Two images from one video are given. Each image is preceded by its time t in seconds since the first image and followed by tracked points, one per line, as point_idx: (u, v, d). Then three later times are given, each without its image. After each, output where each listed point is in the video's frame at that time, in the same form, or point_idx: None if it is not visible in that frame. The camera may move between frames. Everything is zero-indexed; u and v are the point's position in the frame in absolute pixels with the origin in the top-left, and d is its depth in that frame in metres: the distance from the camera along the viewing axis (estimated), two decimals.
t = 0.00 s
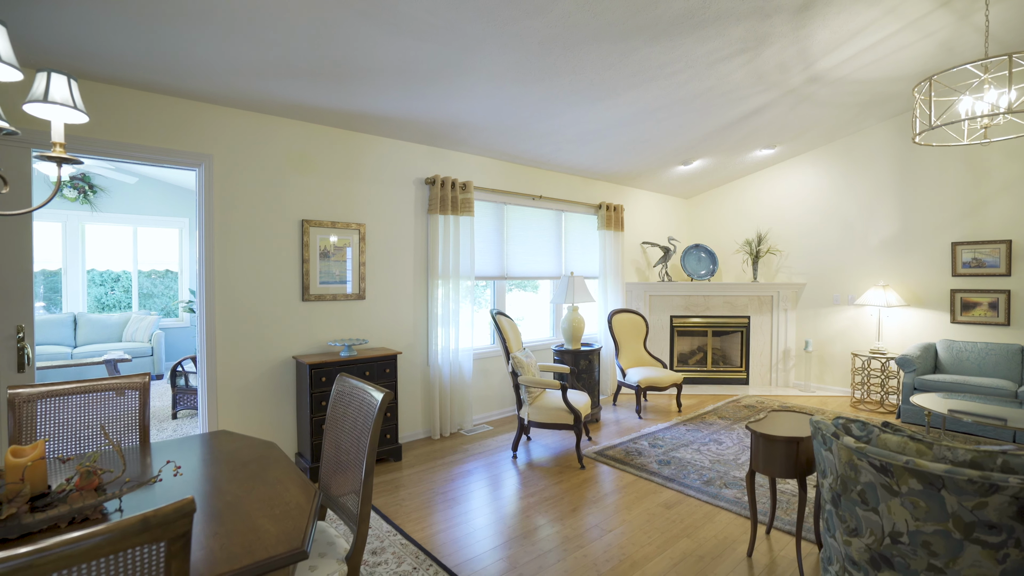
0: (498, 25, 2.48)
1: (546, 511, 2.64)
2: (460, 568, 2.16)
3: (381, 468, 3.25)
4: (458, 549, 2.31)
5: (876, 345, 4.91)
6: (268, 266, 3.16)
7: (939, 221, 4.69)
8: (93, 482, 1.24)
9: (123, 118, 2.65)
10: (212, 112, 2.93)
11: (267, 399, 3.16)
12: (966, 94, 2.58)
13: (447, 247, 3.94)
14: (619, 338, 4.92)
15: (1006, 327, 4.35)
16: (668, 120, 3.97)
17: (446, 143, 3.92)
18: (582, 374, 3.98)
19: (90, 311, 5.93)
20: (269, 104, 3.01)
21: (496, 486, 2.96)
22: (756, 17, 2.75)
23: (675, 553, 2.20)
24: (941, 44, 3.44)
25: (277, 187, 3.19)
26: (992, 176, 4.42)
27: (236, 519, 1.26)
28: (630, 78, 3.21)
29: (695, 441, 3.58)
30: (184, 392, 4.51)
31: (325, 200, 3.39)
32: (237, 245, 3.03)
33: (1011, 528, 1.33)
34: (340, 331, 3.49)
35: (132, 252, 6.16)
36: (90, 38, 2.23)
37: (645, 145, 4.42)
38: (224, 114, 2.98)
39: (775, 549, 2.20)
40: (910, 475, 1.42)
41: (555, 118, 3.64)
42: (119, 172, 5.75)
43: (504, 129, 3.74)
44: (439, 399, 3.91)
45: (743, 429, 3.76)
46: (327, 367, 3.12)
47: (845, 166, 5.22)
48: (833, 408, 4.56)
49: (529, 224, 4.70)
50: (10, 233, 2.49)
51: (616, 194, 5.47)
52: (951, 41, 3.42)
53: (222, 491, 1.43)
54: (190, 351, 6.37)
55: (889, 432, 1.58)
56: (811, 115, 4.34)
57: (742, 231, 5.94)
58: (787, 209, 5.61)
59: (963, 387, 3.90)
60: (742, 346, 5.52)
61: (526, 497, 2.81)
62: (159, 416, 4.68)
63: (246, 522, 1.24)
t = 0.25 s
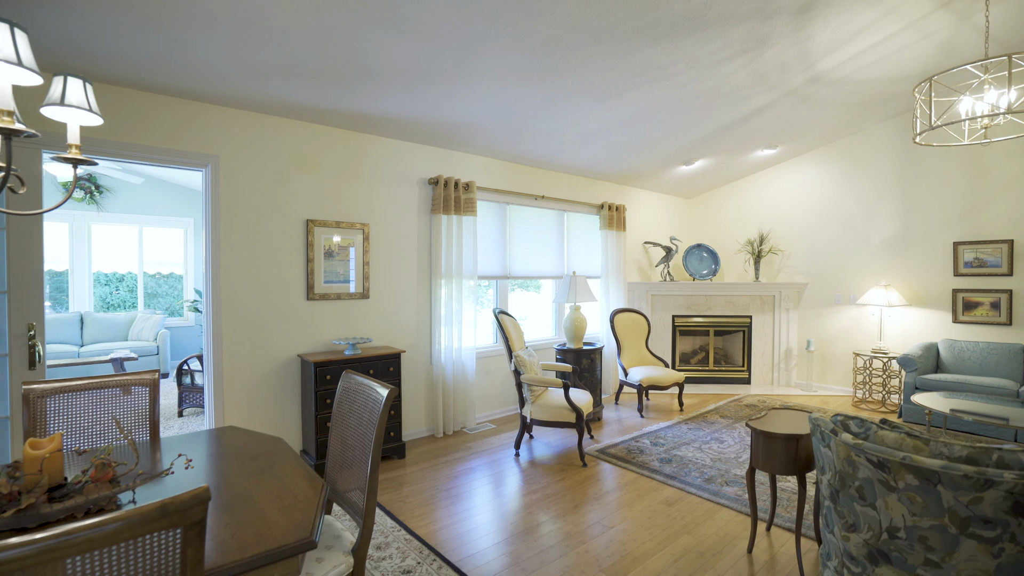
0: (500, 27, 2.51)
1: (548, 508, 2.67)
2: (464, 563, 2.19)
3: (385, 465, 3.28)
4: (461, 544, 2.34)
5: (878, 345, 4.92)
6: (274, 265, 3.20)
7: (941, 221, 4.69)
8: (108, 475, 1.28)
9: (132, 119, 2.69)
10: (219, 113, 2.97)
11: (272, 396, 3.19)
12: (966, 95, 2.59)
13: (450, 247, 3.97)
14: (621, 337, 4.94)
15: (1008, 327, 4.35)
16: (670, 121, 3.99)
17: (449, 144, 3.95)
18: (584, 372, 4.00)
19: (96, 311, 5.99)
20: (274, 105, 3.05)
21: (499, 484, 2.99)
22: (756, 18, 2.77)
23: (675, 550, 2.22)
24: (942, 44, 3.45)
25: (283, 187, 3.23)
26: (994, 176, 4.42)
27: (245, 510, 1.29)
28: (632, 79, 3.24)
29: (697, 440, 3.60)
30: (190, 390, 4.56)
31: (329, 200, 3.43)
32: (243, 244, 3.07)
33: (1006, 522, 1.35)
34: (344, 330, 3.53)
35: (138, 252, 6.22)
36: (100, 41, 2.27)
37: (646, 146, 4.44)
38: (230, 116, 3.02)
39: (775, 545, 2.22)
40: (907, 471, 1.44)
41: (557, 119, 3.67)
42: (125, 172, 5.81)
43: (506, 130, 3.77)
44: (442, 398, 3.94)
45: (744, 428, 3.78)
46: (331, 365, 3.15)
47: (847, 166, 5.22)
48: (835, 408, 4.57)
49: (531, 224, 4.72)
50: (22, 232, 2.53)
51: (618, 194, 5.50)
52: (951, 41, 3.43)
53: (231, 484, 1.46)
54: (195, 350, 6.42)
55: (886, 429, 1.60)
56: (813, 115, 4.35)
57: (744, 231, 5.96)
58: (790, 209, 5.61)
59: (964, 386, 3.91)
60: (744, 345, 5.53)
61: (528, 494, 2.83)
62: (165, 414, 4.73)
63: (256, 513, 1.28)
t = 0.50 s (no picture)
0: (506, 29, 2.54)
1: (553, 505, 2.69)
2: (470, 558, 2.22)
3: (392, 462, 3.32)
4: (467, 540, 2.37)
5: (885, 345, 4.90)
6: (283, 265, 3.25)
7: (949, 220, 4.66)
8: (126, 466, 1.35)
9: (145, 121, 2.75)
10: (229, 115, 3.03)
11: (281, 394, 3.24)
12: (971, 94, 2.59)
13: (457, 247, 4.00)
14: (627, 337, 4.96)
15: (1017, 327, 4.32)
16: (675, 121, 4.00)
17: (455, 145, 3.99)
18: (589, 371, 4.02)
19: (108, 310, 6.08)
20: (283, 107, 3.10)
21: (504, 481, 3.02)
22: (761, 19, 2.79)
23: (679, 546, 2.24)
24: (948, 43, 3.44)
25: (292, 187, 3.28)
26: (1002, 175, 4.39)
27: (258, 501, 1.33)
28: (637, 80, 3.26)
29: (702, 438, 3.62)
30: (200, 388, 4.63)
31: (337, 200, 3.48)
32: (253, 244, 3.12)
33: (1006, 519, 1.36)
34: (352, 328, 3.57)
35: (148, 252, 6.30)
36: (115, 45, 2.32)
37: (652, 146, 4.46)
38: (240, 118, 3.07)
39: (779, 543, 2.24)
40: (909, 467, 1.46)
41: (562, 119, 3.70)
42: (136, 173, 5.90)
43: (512, 130, 3.80)
44: (448, 396, 3.97)
45: (749, 427, 3.78)
46: (339, 363, 3.20)
47: (854, 165, 5.20)
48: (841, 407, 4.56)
49: (536, 223, 4.75)
50: (39, 232, 2.59)
51: (623, 194, 5.51)
52: (958, 40, 3.42)
53: (244, 476, 1.50)
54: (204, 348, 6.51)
55: (888, 426, 1.61)
56: (819, 114, 4.34)
57: (750, 231, 5.95)
58: (795, 208, 5.60)
59: (971, 386, 3.89)
60: (750, 345, 5.53)
61: (534, 491, 2.86)
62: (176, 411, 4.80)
63: (269, 504, 1.32)
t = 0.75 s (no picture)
0: (514, 31, 2.57)
1: (562, 502, 2.72)
2: (479, 552, 2.26)
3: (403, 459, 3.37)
4: (477, 534, 2.41)
5: (897, 345, 4.86)
6: (296, 264, 3.31)
7: (962, 219, 4.61)
8: (150, 455, 1.42)
9: (163, 124, 2.82)
10: (244, 117, 3.10)
11: (294, 390, 3.31)
12: (983, 92, 2.58)
13: (467, 246, 4.05)
14: (635, 336, 4.97)
15: None
16: (684, 120, 4.01)
17: (464, 145, 4.03)
18: (598, 370, 4.04)
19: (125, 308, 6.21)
20: (296, 109, 3.16)
21: (513, 478, 3.06)
22: (769, 18, 2.79)
23: (687, 543, 2.26)
24: (961, 40, 3.41)
25: (305, 188, 3.34)
26: (1017, 174, 4.34)
27: (275, 491, 1.38)
28: (645, 80, 3.27)
29: (710, 438, 3.62)
30: (215, 385, 4.72)
31: (349, 201, 3.53)
32: (267, 243, 3.19)
33: (1013, 516, 1.37)
34: (364, 327, 3.63)
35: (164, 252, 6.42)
36: (135, 51, 2.40)
37: (660, 146, 4.47)
38: (255, 120, 3.14)
39: (787, 541, 2.24)
40: (915, 464, 1.47)
41: (571, 120, 3.72)
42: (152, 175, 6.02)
43: (521, 131, 3.83)
44: (458, 394, 4.01)
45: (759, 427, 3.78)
46: (351, 361, 3.25)
47: (865, 164, 5.16)
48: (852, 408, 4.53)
49: (546, 223, 4.78)
50: (63, 232, 2.67)
51: (632, 194, 5.52)
52: (970, 37, 3.39)
53: (261, 468, 1.55)
54: (218, 346, 6.62)
55: (895, 424, 1.62)
56: (829, 113, 4.32)
57: (760, 230, 5.92)
58: (806, 208, 5.57)
59: (985, 387, 3.85)
60: (760, 345, 5.51)
61: (542, 488, 2.90)
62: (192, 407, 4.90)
63: (286, 494, 1.37)
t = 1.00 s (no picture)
0: (527, 34, 2.61)
1: (573, 498, 2.75)
2: (492, 546, 2.30)
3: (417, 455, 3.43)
4: (489, 529, 2.45)
5: (914, 345, 4.80)
6: (313, 263, 3.39)
7: (982, 218, 4.53)
8: (178, 445, 1.49)
9: (186, 128, 2.92)
10: (263, 121, 3.18)
11: (312, 387, 3.39)
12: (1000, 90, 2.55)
13: (479, 246, 4.09)
14: (647, 336, 4.97)
15: None
16: (697, 120, 4.00)
17: (477, 146, 4.08)
18: (610, 369, 4.06)
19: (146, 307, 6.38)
20: (314, 112, 3.24)
21: (526, 475, 3.10)
22: (781, 18, 2.79)
23: (698, 540, 2.27)
24: (979, 36, 3.37)
25: (322, 189, 3.42)
26: None
27: (298, 481, 1.44)
28: (658, 80, 3.29)
29: (722, 437, 3.62)
30: (234, 382, 4.82)
31: (365, 201, 3.60)
32: (286, 244, 3.27)
33: None
34: (379, 325, 3.70)
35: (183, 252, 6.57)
36: (160, 58, 2.48)
37: (673, 145, 4.47)
38: (273, 123, 3.22)
39: (799, 540, 2.25)
40: (926, 462, 1.47)
41: (583, 120, 3.75)
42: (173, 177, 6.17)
43: (533, 132, 3.87)
44: (471, 393, 4.06)
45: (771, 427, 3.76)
46: (367, 359, 3.32)
47: (882, 162, 5.10)
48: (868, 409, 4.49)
49: (558, 223, 4.81)
50: (91, 233, 2.78)
51: (644, 194, 5.52)
52: (989, 33, 3.35)
53: (283, 459, 1.62)
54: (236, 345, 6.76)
55: (906, 422, 1.63)
56: (844, 111, 4.28)
57: (774, 230, 5.88)
58: (821, 207, 5.52)
59: (1004, 388, 3.79)
60: (774, 345, 5.48)
61: (554, 485, 2.93)
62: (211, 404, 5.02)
63: (308, 484, 1.43)
